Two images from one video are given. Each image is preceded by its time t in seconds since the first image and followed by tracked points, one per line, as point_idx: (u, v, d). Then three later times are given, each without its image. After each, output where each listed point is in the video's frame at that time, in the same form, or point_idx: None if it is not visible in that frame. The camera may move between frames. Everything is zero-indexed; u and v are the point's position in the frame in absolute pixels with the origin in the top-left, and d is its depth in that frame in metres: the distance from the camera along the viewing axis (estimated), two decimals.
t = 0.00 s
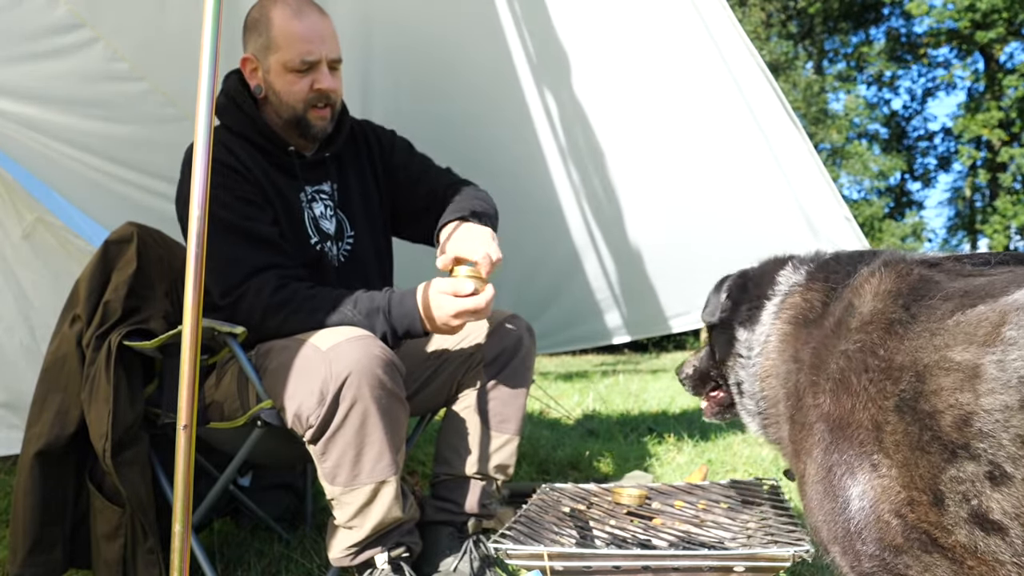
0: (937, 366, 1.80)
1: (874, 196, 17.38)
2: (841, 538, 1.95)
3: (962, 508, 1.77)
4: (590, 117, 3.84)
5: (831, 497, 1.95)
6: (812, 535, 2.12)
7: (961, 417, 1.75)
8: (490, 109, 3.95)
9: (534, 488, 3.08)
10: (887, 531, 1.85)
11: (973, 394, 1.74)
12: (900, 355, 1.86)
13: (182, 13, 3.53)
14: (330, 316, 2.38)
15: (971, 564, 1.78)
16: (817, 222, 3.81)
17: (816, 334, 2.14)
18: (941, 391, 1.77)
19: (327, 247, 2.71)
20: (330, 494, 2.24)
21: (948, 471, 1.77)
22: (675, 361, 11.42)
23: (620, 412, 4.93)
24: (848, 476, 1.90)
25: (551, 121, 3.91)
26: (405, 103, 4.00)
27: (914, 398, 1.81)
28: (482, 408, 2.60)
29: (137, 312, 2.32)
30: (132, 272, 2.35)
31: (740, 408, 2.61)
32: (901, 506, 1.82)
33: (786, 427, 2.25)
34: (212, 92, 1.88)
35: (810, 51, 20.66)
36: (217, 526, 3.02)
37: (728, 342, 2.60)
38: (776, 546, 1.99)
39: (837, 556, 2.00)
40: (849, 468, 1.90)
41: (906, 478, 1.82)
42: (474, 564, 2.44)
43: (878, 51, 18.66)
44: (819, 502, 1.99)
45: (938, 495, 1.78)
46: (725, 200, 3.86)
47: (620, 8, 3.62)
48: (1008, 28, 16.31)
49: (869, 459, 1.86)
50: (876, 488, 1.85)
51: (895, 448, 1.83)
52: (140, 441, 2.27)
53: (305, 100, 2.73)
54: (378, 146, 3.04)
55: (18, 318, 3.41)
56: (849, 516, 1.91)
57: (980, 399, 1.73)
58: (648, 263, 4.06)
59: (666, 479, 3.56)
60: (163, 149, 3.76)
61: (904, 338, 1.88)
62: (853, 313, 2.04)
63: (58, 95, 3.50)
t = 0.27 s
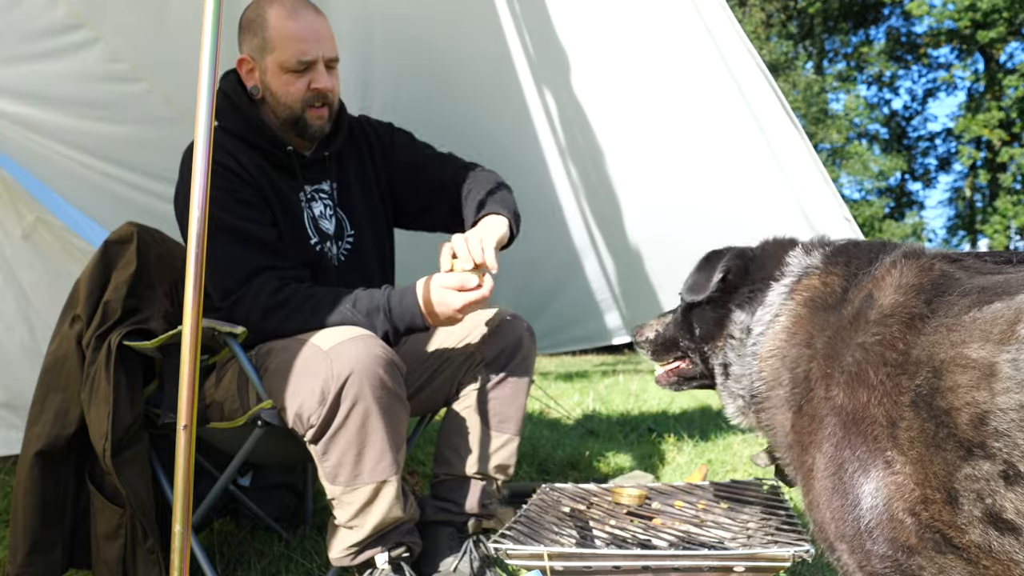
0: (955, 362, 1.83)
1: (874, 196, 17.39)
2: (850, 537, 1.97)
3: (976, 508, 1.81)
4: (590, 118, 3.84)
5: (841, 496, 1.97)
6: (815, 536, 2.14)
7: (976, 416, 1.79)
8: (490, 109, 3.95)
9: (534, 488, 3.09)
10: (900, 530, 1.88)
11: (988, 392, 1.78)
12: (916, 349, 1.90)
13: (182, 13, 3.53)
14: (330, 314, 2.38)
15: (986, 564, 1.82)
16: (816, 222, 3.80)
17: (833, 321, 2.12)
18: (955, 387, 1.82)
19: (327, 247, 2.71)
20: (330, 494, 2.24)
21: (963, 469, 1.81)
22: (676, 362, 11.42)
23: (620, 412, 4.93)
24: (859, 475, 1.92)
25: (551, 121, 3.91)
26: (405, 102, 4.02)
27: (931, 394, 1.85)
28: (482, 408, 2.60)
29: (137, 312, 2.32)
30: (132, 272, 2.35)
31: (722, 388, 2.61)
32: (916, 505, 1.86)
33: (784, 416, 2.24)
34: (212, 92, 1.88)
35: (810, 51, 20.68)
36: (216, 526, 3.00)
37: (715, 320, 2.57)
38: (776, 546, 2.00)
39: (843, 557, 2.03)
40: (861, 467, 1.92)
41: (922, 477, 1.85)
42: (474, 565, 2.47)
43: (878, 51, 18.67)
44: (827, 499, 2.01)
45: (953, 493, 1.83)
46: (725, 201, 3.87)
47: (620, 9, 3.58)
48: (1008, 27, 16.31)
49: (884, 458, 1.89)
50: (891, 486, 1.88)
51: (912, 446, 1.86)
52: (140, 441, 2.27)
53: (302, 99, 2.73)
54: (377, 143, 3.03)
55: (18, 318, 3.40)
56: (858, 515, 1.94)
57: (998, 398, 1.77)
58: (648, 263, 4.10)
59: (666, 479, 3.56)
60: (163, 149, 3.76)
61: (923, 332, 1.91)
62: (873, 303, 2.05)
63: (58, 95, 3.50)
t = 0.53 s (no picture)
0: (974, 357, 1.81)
1: (874, 196, 17.40)
2: (864, 537, 1.93)
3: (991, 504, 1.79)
4: (589, 118, 3.84)
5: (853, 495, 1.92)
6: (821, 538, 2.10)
7: (993, 408, 1.78)
8: (490, 109, 3.95)
9: (534, 489, 3.09)
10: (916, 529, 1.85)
11: (1005, 385, 1.78)
12: (933, 342, 1.88)
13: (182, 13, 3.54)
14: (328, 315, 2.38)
15: (997, 559, 1.80)
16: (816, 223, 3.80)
17: (850, 313, 2.06)
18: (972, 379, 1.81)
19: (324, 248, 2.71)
20: (330, 494, 2.24)
21: (978, 463, 1.79)
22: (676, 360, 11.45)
23: (620, 412, 4.93)
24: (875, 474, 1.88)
25: (551, 121, 3.91)
26: (403, 104, 4.01)
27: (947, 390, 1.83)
28: (481, 409, 2.60)
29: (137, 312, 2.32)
30: (132, 272, 2.35)
31: (716, 386, 2.54)
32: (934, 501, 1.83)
33: (787, 410, 2.16)
34: (212, 92, 1.88)
35: (811, 51, 20.69)
36: (217, 526, 3.00)
37: (711, 316, 2.47)
38: (776, 546, 1.99)
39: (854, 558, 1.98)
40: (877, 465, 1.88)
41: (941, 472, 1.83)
42: (474, 564, 2.46)
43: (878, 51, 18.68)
44: (840, 498, 1.96)
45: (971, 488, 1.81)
46: (725, 201, 3.87)
47: (619, 9, 3.58)
48: (1008, 28, 16.32)
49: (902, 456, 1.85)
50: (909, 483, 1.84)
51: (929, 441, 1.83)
52: (140, 441, 2.27)
53: (298, 99, 2.72)
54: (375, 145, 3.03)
55: (18, 318, 3.40)
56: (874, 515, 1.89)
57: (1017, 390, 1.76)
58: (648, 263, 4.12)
59: (666, 479, 3.56)
60: (163, 149, 3.76)
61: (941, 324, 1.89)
62: (891, 294, 2.00)
63: (58, 95, 3.50)
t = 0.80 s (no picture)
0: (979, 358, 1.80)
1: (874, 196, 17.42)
2: (871, 546, 1.91)
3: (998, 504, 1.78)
4: (590, 117, 3.85)
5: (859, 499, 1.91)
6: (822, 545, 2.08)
7: (995, 409, 1.77)
8: (490, 108, 3.95)
9: (534, 488, 3.09)
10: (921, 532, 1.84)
11: (1007, 385, 1.76)
12: (929, 345, 1.88)
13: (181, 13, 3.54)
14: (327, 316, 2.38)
15: (997, 558, 1.80)
16: (818, 222, 3.80)
17: (837, 322, 2.08)
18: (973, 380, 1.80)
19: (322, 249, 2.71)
20: (329, 495, 2.24)
21: (983, 465, 1.78)
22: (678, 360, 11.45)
23: (620, 413, 4.93)
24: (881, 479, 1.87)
25: (551, 120, 3.91)
26: (402, 103, 4.00)
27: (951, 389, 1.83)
28: (481, 409, 2.60)
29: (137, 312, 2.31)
30: (132, 272, 2.35)
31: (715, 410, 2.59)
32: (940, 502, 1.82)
33: (785, 424, 2.15)
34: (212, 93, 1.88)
35: (811, 51, 20.71)
36: (217, 526, 3.00)
37: (696, 343, 2.58)
38: (777, 546, 1.99)
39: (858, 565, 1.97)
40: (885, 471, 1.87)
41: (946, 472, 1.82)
42: (474, 564, 2.46)
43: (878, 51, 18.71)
44: (843, 507, 1.94)
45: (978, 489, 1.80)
46: (725, 200, 3.87)
47: (620, 9, 3.60)
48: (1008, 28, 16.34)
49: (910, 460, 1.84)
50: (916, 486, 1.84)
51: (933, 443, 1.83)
52: (140, 441, 2.26)
53: (300, 101, 2.72)
54: (375, 147, 3.03)
55: (18, 318, 3.40)
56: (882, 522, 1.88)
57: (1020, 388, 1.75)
58: (648, 263, 4.09)
59: (666, 479, 3.56)
60: (163, 149, 3.76)
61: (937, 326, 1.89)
62: (882, 300, 2.01)
63: (58, 95, 3.50)
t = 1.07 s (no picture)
0: None
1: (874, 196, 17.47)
2: (848, 543, 1.62)
3: None
4: (589, 116, 3.85)
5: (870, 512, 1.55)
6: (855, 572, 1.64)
7: (967, 408, 1.41)
8: (489, 106, 3.95)
9: (534, 488, 3.09)
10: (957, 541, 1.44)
11: (981, 384, 1.40)
12: (902, 347, 1.52)
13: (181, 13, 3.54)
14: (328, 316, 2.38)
15: (980, 564, 1.43)
16: (817, 222, 3.82)
17: (807, 339, 1.76)
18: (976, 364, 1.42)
19: (331, 256, 2.71)
20: (329, 494, 2.24)
21: (955, 464, 1.42)
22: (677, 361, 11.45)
23: (620, 413, 4.93)
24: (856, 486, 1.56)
25: (550, 119, 3.92)
26: (402, 101, 3.98)
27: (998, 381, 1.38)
28: (480, 409, 2.60)
29: (137, 312, 2.31)
30: (132, 272, 2.35)
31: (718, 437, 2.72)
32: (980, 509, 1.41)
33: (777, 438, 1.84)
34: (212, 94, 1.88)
35: (811, 51, 20.80)
36: (217, 526, 3.00)
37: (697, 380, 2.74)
38: (776, 546, 1.99)
39: None
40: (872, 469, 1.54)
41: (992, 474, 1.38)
42: (474, 564, 2.46)
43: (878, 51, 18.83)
44: (820, 506, 1.65)
45: None
46: (726, 200, 3.87)
47: (620, 9, 3.64)
48: (1007, 27, 16.67)
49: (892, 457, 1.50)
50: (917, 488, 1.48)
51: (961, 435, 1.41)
52: (140, 441, 2.26)
53: (334, 110, 2.73)
54: (398, 165, 3.04)
55: (18, 318, 3.40)
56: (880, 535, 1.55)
57: None
58: (648, 263, 4.07)
59: (666, 479, 3.56)
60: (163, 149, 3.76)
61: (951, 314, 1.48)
62: (850, 308, 1.67)
63: (58, 95, 3.50)
